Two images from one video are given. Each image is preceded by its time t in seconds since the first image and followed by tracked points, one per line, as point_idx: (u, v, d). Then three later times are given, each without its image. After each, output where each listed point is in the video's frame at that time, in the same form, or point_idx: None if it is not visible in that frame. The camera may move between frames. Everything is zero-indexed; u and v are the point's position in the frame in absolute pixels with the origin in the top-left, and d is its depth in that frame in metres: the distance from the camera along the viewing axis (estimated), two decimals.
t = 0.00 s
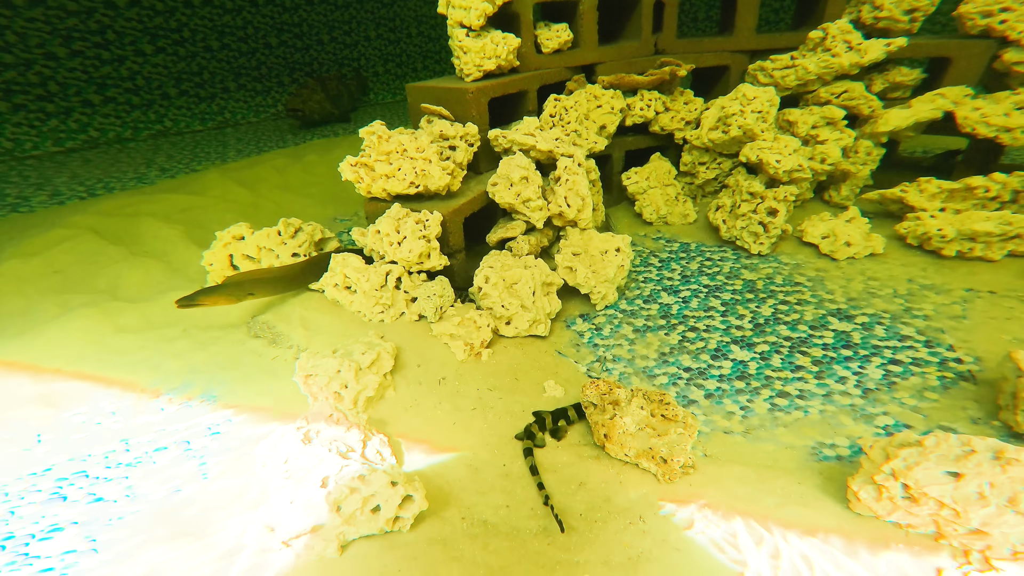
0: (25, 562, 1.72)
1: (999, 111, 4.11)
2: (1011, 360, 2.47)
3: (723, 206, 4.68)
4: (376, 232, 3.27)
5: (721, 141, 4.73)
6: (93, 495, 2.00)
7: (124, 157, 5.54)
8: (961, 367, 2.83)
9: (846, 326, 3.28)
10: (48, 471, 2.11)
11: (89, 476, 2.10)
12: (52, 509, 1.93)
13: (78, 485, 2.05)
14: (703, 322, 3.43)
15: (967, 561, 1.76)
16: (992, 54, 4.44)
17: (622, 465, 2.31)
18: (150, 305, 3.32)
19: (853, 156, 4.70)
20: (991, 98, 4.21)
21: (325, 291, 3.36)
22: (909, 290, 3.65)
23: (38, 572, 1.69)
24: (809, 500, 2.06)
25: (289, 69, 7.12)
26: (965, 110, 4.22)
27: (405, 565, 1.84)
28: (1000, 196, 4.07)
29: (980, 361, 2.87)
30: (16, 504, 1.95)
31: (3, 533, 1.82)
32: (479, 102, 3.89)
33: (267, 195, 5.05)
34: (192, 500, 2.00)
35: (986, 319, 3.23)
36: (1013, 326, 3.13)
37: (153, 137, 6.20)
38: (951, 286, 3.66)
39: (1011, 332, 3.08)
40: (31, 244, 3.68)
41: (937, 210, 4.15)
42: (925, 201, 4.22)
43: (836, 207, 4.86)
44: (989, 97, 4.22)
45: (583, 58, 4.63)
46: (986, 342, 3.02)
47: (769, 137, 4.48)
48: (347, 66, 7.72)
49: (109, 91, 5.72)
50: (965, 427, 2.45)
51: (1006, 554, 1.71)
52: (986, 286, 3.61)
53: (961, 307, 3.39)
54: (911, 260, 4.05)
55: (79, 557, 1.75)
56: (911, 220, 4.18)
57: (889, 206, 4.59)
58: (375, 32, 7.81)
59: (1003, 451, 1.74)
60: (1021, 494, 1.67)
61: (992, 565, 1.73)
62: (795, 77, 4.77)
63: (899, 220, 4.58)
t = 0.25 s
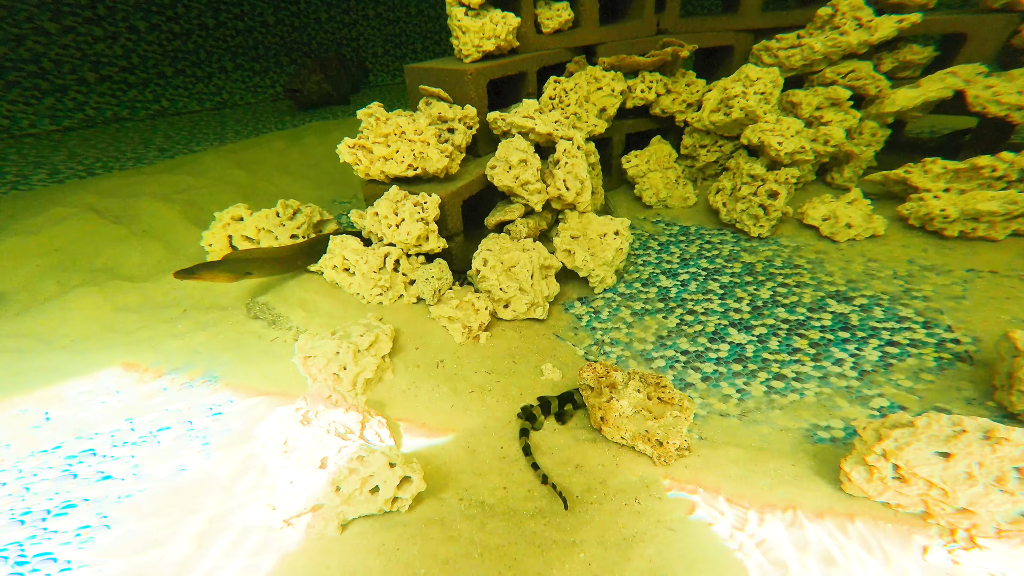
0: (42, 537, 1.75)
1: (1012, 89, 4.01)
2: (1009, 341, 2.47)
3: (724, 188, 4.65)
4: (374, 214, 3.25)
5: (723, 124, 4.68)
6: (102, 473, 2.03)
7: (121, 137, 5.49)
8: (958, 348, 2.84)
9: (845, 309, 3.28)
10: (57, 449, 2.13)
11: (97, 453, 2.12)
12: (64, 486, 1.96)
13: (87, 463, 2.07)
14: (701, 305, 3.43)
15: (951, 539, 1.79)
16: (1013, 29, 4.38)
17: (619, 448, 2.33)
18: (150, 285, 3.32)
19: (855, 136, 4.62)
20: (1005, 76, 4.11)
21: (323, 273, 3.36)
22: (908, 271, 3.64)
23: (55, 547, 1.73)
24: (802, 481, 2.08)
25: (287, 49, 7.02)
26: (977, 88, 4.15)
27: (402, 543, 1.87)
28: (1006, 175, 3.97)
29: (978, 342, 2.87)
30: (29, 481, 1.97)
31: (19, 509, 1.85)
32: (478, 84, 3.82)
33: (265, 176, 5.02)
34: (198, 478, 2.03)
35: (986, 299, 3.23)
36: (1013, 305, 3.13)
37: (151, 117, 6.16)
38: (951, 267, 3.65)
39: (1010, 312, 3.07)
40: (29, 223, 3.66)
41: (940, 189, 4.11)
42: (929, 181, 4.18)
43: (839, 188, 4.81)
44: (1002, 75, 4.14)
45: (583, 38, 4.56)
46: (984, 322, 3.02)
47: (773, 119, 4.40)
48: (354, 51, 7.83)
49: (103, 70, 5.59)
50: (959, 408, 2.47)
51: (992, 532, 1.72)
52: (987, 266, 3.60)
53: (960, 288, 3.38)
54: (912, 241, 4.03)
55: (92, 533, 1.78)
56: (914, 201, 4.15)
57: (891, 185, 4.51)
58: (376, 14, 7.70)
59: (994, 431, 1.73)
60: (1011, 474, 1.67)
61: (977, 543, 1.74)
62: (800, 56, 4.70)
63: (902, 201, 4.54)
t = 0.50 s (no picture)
0: (44, 527, 1.76)
1: (1015, 82, 3.99)
2: (1005, 333, 2.49)
3: (723, 180, 4.65)
4: (373, 205, 3.23)
5: (723, 116, 4.66)
6: (102, 463, 2.03)
7: (119, 127, 5.45)
8: (954, 341, 2.86)
9: (843, 301, 3.29)
10: (57, 439, 2.13)
11: (97, 443, 2.13)
12: (64, 476, 1.96)
13: (87, 453, 2.07)
14: (700, 297, 3.44)
15: (942, 531, 1.81)
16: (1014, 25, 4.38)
17: (617, 439, 2.35)
18: (150, 275, 3.32)
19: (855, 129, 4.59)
20: (1009, 69, 4.07)
21: (323, 264, 3.35)
22: (906, 264, 3.65)
23: (58, 536, 1.73)
24: (798, 473, 2.10)
25: (286, 40, 6.96)
26: (979, 81, 4.12)
27: (401, 532, 1.89)
28: (1006, 168, 3.97)
29: (974, 334, 2.89)
30: (30, 471, 1.97)
31: (21, 499, 1.85)
32: (478, 75, 3.81)
33: (264, 166, 5.00)
34: (198, 468, 2.04)
35: (983, 292, 3.23)
36: (1010, 298, 3.14)
37: (148, 107, 6.10)
38: (949, 259, 3.66)
39: (1007, 305, 3.09)
40: (28, 213, 3.64)
41: (940, 182, 4.11)
42: (928, 174, 4.17)
43: (839, 181, 4.81)
44: (1005, 68, 4.11)
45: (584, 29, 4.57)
46: (981, 314, 3.04)
47: (772, 111, 4.40)
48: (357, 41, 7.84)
49: (99, 60, 5.50)
50: (954, 400, 2.49)
51: (983, 524, 1.73)
52: (985, 258, 3.61)
53: (958, 280, 3.40)
54: (911, 234, 4.04)
55: (93, 523, 1.79)
56: (914, 193, 4.16)
57: (891, 177, 4.53)
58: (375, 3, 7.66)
59: (986, 422, 1.75)
60: (1002, 465, 1.68)
61: (967, 535, 1.76)
62: (802, 49, 4.67)
63: (901, 193, 4.54)
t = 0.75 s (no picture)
0: (61, 509, 1.78)
1: None
2: (1012, 319, 2.47)
3: (729, 167, 4.61)
4: (378, 189, 3.23)
5: (730, 103, 4.61)
6: (114, 447, 2.06)
7: (121, 113, 5.43)
8: (961, 327, 2.85)
9: (848, 287, 3.28)
10: (70, 422, 2.16)
11: (109, 427, 2.15)
12: (78, 459, 1.98)
13: (99, 436, 2.10)
14: (705, 283, 3.43)
15: (946, 516, 1.82)
16: None
17: (620, 424, 2.37)
18: (155, 260, 3.33)
19: (866, 116, 4.59)
20: None
21: (327, 249, 3.36)
22: (914, 250, 3.62)
23: (76, 518, 1.76)
24: (801, 460, 2.11)
25: (287, 24, 6.89)
26: (995, 66, 4.05)
27: (408, 515, 1.91)
28: (1019, 154, 3.91)
29: (981, 320, 2.88)
30: (45, 453, 2.00)
31: (38, 482, 1.87)
32: (482, 61, 3.77)
33: (267, 152, 4.98)
34: (208, 452, 2.07)
35: (991, 278, 3.21)
36: (1017, 284, 3.12)
37: (150, 92, 6.03)
38: (957, 245, 3.62)
39: (1014, 291, 3.07)
40: (33, 197, 3.64)
41: (950, 168, 4.06)
42: (939, 160, 4.14)
43: (847, 168, 4.75)
44: (1021, 53, 4.04)
45: (589, 14, 4.48)
46: (988, 300, 3.02)
47: (780, 97, 4.37)
48: (360, 27, 7.73)
49: (99, 44, 5.47)
50: (959, 386, 2.48)
51: (985, 509, 1.73)
52: (993, 244, 3.58)
53: (966, 267, 3.37)
54: (919, 220, 4.00)
55: (109, 506, 1.82)
56: (923, 179, 4.12)
57: (901, 164, 4.50)
58: None
59: (994, 407, 1.75)
60: (1007, 451, 1.70)
61: (970, 520, 1.76)
62: (812, 34, 4.61)
63: (910, 180, 4.50)
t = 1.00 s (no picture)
0: (74, 507, 1.79)
1: None
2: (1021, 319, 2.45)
3: (734, 165, 4.60)
4: (382, 188, 3.23)
5: (735, 101, 4.60)
6: (124, 445, 2.07)
7: (128, 111, 5.45)
8: (968, 327, 2.82)
9: (854, 287, 3.26)
10: (81, 421, 2.17)
11: (118, 426, 2.17)
12: (89, 458, 2.00)
13: (109, 434, 2.11)
14: (709, 282, 3.42)
15: (953, 518, 1.81)
16: None
17: (624, 423, 2.37)
18: (162, 258, 3.35)
19: (873, 115, 4.55)
20: None
21: (332, 247, 3.37)
22: (921, 249, 3.60)
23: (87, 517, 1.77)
24: (807, 460, 2.10)
25: (292, 23, 6.91)
26: (1007, 64, 4.01)
27: (413, 514, 1.91)
28: None
29: (989, 320, 2.85)
30: (56, 452, 2.02)
31: (50, 480, 1.89)
32: (486, 59, 3.77)
33: (272, 150, 4.99)
34: (216, 450, 2.07)
35: (999, 278, 3.19)
36: None
37: (155, 91, 6.04)
38: (965, 245, 3.60)
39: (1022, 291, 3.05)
40: (41, 196, 3.66)
41: (959, 168, 4.03)
42: (947, 159, 4.10)
43: (853, 167, 4.71)
44: None
45: (593, 13, 4.47)
46: (997, 300, 2.99)
47: (787, 96, 4.31)
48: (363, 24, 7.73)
49: (107, 44, 5.50)
50: (967, 386, 2.46)
51: (994, 511, 1.72)
52: (1001, 244, 3.55)
53: (974, 266, 3.35)
54: (926, 219, 3.97)
55: (120, 504, 1.82)
56: (931, 178, 4.08)
57: (908, 164, 4.47)
58: None
59: (1003, 409, 1.73)
60: (1016, 453, 1.67)
61: (978, 521, 1.75)
62: (819, 32, 4.61)
63: (917, 179, 4.48)
